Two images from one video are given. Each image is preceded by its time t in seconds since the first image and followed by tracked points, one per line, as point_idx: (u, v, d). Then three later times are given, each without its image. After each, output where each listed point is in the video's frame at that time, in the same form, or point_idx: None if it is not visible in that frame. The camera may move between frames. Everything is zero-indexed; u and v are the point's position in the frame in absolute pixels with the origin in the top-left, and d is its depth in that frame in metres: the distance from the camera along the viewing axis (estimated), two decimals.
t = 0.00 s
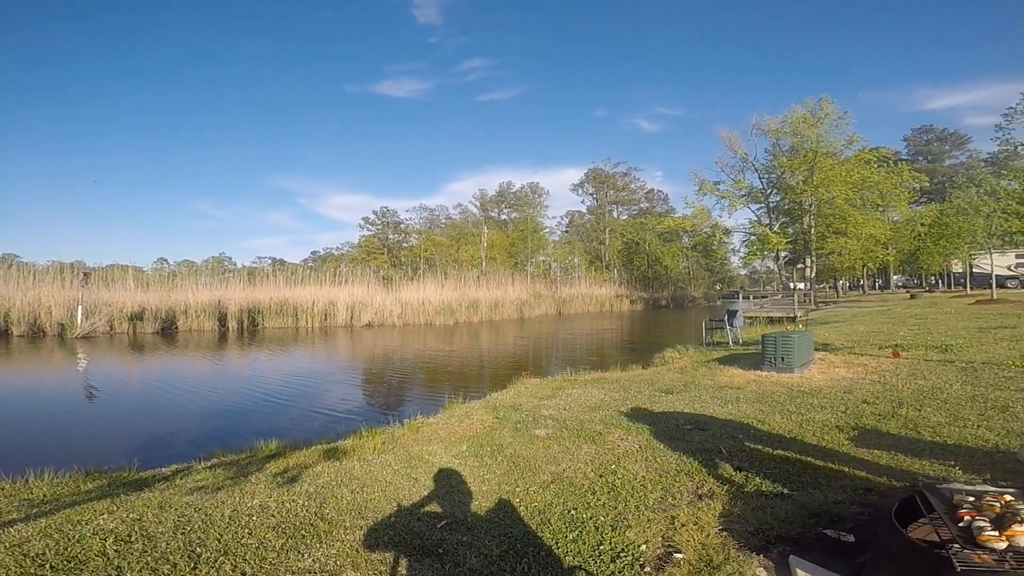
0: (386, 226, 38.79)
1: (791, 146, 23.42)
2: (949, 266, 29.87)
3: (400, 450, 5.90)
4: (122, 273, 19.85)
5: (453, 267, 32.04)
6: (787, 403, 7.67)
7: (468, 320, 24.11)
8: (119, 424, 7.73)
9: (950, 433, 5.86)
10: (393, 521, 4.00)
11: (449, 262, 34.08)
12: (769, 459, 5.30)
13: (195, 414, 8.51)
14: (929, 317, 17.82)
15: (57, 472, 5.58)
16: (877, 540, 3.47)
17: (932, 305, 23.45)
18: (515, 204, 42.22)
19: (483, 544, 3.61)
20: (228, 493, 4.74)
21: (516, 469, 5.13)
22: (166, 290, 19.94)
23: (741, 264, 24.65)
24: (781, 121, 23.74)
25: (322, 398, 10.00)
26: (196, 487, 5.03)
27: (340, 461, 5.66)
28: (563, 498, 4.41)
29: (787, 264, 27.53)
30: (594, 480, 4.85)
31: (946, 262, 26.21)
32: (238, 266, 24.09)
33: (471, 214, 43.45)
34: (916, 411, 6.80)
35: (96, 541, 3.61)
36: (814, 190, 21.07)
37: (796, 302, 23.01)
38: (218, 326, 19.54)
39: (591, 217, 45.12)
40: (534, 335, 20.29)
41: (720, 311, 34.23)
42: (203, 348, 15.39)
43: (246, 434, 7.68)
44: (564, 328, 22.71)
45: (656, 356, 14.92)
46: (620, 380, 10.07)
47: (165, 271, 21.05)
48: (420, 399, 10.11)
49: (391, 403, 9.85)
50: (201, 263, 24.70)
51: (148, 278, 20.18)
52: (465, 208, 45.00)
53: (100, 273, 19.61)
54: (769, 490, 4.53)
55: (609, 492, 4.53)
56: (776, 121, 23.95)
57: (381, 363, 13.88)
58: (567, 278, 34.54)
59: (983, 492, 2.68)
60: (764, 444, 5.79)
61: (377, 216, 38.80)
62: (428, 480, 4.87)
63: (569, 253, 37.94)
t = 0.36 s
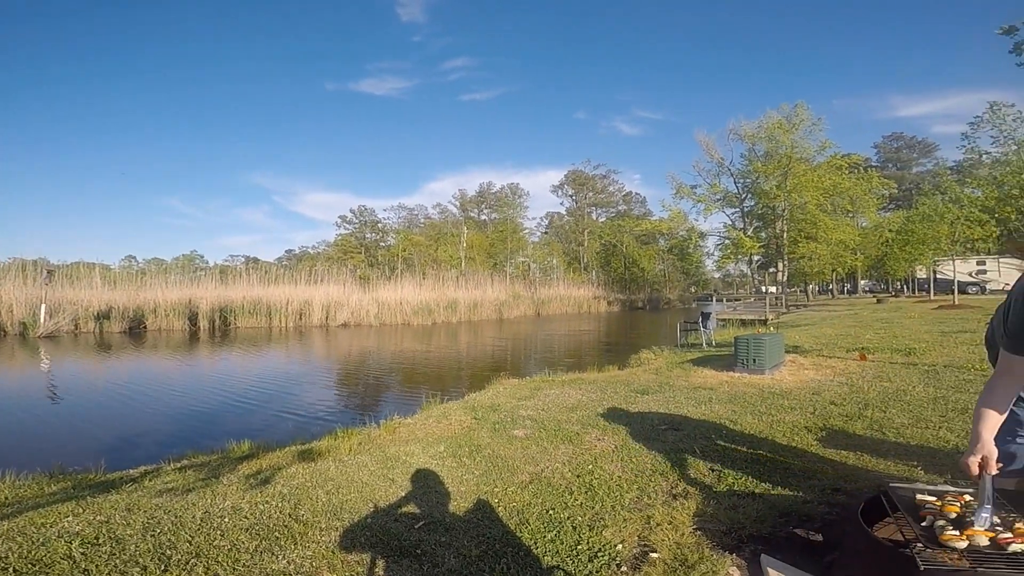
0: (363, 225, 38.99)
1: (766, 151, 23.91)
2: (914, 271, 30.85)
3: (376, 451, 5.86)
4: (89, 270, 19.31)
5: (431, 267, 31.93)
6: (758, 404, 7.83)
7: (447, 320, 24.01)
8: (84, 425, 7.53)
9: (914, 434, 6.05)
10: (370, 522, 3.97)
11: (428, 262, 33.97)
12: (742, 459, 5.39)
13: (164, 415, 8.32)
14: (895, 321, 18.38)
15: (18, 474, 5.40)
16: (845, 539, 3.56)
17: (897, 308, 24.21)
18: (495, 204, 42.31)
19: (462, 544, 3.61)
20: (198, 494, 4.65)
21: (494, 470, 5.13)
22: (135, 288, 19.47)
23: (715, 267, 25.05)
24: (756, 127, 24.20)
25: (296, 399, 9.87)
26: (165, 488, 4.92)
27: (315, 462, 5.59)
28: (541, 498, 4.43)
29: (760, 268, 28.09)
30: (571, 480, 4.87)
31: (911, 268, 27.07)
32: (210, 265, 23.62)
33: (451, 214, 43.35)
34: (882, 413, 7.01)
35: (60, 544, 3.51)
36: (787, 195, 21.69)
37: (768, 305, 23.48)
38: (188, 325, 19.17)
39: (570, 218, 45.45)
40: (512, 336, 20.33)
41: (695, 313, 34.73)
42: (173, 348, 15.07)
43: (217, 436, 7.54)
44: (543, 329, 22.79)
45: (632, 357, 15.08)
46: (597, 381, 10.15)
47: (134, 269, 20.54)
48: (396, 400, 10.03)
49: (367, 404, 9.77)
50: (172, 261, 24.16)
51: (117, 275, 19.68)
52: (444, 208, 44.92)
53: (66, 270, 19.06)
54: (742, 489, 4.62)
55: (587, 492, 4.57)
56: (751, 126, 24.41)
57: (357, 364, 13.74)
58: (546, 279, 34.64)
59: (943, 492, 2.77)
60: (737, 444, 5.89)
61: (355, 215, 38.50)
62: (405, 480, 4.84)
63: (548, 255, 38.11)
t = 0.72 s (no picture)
0: (335, 220, 38.57)
1: (737, 157, 24.39)
2: (873, 277, 31.93)
3: (345, 451, 5.78)
4: (45, 261, 18.58)
5: (404, 265, 31.70)
6: (723, 404, 7.99)
7: (418, 319, 23.81)
8: (36, 423, 7.23)
9: (871, 435, 6.28)
10: (337, 522, 3.91)
11: (401, 260, 33.70)
12: (708, 459, 5.49)
13: (122, 413, 8.06)
14: (854, 325, 19.00)
15: None
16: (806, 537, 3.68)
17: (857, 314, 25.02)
18: (470, 203, 42.26)
19: (434, 544, 3.59)
20: (158, 495, 4.52)
21: (466, 469, 5.12)
22: (93, 281, 18.82)
23: (685, 270, 25.48)
24: (728, 133, 24.67)
25: (262, 398, 9.66)
26: (123, 488, 4.77)
27: (281, 462, 5.49)
28: (513, 497, 4.44)
29: (728, 272, 28.70)
30: (543, 479, 4.90)
31: (871, 274, 28.03)
32: (174, 258, 22.97)
33: (425, 211, 43.09)
34: (840, 414, 7.24)
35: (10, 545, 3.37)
36: (756, 202, 22.19)
37: (734, 308, 24.00)
38: (149, 320, 18.63)
39: (545, 219, 45.66)
40: (484, 335, 20.31)
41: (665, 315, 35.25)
42: (132, 344, 14.60)
43: (178, 435, 7.33)
44: (516, 329, 22.84)
45: (603, 357, 15.23)
46: (568, 381, 10.22)
47: (92, 261, 19.83)
48: (366, 399, 9.90)
49: (335, 403, 9.62)
50: (133, 254, 23.42)
51: (75, 267, 18.99)
52: (419, 205, 44.63)
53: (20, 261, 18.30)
54: (708, 488, 4.71)
55: (559, 491, 4.59)
56: (724, 132, 24.88)
57: (325, 362, 13.52)
58: (519, 279, 34.69)
59: (896, 492, 2.87)
60: (703, 444, 6.01)
61: (326, 210, 37.95)
62: (374, 480, 4.79)
63: (521, 255, 38.20)
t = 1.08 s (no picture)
0: (302, 216, 37.92)
1: (705, 162, 24.88)
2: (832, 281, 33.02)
3: (311, 451, 5.68)
4: None
5: (372, 262, 31.32)
6: (687, 404, 8.15)
7: (387, 317, 23.52)
8: None
9: (826, 433, 6.50)
10: (302, 523, 3.85)
11: (370, 257, 33.31)
12: (671, 458, 5.59)
13: (73, 413, 7.75)
14: (813, 327, 19.64)
15: None
16: (768, 533, 3.79)
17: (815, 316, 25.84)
18: (442, 201, 42.00)
19: (403, 544, 3.56)
20: (111, 495, 4.35)
21: (435, 469, 5.10)
22: (44, 275, 18.06)
23: (652, 272, 25.88)
24: (697, 137, 25.13)
25: (224, 397, 9.43)
26: (74, 489, 4.58)
27: (243, 462, 5.35)
28: (483, 496, 4.44)
29: (694, 274, 29.27)
30: (513, 478, 4.91)
31: (829, 277, 29.01)
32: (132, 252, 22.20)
33: (396, 208, 42.71)
34: (798, 413, 7.47)
35: None
36: (721, 206, 22.66)
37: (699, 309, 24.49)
38: (103, 317, 17.99)
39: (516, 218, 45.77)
40: (454, 334, 20.21)
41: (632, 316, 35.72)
42: (84, 340, 14.04)
43: (134, 434, 7.08)
44: (486, 328, 22.83)
45: (572, 357, 15.35)
46: (538, 381, 10.26)
47: (43, 253, 19.01)
48: (332, 399, 9.74)
49: (300, 402, 9.44)
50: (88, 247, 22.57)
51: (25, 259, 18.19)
52: (390, 202, 44.23)
53: None
54: (673, 486, 4.80)
55: (528, 490, 4.61)
56: (693, 137, 25.32)
57: (290, 360, 13.26)
58: (490, 278, 34.64)
59: (852, 489, 2.98)
60: (668, 442, 6.11)
61: (293, 206, 37.28)
62: (340, 480, 4.73)
63: (492, 254, 38.21)
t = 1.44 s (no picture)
0: (269, 212, 37.21)
1: (675, 167, 25.32)
2: (795, 286, 33.95)
3: (275, 452, 5.55)
4: None
5: (341, 261, 30.86)
6: (655, 405, 8.26)
7: (355, 317, 23.17)
8: None
9: (788, 435, 6.67)
10: (266, 525, 3.75)
11: (339, 256, 32.80)
12: (639, 458, 5.66)
13: (21, 413, 7.41)
14: (775, 331, 20.16)
15: None
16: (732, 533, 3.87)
17: (778, 320, 26.53)
18: (414, 200, 41.69)
19: (372, 546, 3.51)
20: (62, 497, 4.17)
21: (405, 470, 5.04)
22: None
23: (622, 274, 26.15)
24: (668, 143, 25.56)
25: (183, 397, 9.16)
26: (21, 491, 4.38)
27: (203, 464, 5.19)
28: (454, 498, 4.41)
29: (663, 278, 29.73)
30: (484, 479, 4.89)
31: (792, 282, 29.85)
32: (88, 246, 21.37)
33: (368, 207, 42.23)
34: (761, 415, 7.66)
35: None
36: (689, 211, 23.06)
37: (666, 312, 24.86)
38: (56, 314, 17.31)
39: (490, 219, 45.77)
40: (425, 335, 20.05)
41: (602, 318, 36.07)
42: (34, 337, 13.44)
43: (87, 435, 6.80)
44: (457, 329, 22.71)
45: (543, 358, 15.41)
46: (509, 382, 10.26)
47: None
48: (298, 399, 9.54)
49: (264, 402, 9.23)
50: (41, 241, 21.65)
51: None
52: (361, 201, 43.73)
53: None
54: (641, 487, 4.85)
55: (499, 492, 4.60)
56: (664, 143, 25.73)
57: (254, 360, 12.96)
58: (462, 279, 34.42)
59: (813, 489, 3.05)
60: (636, 443, 6.18)
61: (260, 202, 36.61)
62: (305, 482, 4.63)
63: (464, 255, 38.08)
